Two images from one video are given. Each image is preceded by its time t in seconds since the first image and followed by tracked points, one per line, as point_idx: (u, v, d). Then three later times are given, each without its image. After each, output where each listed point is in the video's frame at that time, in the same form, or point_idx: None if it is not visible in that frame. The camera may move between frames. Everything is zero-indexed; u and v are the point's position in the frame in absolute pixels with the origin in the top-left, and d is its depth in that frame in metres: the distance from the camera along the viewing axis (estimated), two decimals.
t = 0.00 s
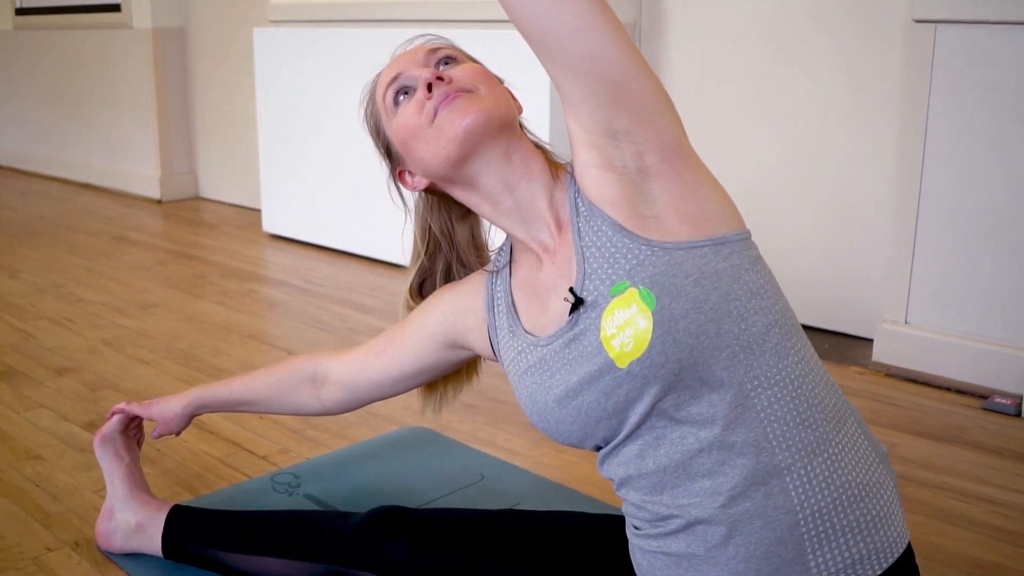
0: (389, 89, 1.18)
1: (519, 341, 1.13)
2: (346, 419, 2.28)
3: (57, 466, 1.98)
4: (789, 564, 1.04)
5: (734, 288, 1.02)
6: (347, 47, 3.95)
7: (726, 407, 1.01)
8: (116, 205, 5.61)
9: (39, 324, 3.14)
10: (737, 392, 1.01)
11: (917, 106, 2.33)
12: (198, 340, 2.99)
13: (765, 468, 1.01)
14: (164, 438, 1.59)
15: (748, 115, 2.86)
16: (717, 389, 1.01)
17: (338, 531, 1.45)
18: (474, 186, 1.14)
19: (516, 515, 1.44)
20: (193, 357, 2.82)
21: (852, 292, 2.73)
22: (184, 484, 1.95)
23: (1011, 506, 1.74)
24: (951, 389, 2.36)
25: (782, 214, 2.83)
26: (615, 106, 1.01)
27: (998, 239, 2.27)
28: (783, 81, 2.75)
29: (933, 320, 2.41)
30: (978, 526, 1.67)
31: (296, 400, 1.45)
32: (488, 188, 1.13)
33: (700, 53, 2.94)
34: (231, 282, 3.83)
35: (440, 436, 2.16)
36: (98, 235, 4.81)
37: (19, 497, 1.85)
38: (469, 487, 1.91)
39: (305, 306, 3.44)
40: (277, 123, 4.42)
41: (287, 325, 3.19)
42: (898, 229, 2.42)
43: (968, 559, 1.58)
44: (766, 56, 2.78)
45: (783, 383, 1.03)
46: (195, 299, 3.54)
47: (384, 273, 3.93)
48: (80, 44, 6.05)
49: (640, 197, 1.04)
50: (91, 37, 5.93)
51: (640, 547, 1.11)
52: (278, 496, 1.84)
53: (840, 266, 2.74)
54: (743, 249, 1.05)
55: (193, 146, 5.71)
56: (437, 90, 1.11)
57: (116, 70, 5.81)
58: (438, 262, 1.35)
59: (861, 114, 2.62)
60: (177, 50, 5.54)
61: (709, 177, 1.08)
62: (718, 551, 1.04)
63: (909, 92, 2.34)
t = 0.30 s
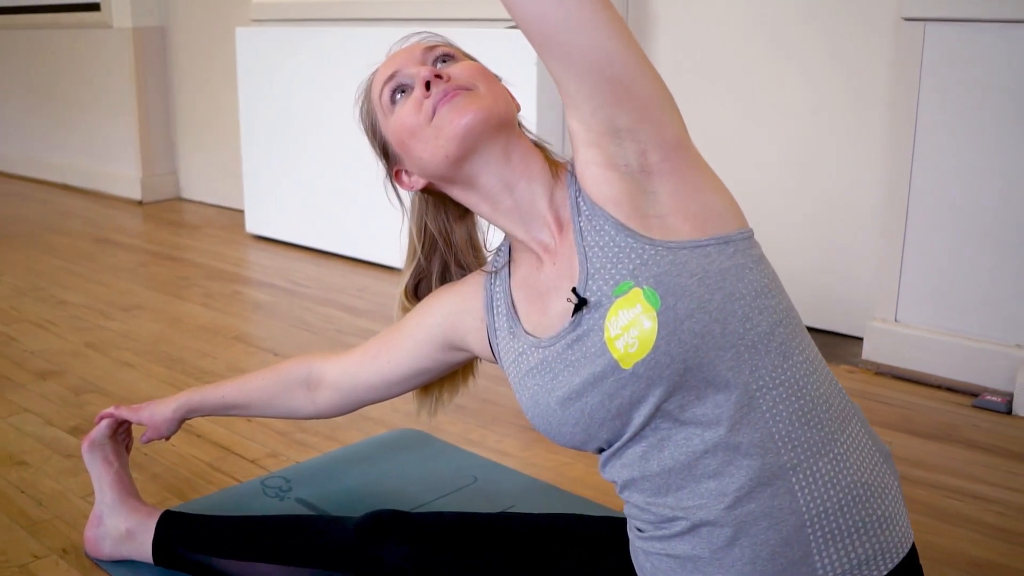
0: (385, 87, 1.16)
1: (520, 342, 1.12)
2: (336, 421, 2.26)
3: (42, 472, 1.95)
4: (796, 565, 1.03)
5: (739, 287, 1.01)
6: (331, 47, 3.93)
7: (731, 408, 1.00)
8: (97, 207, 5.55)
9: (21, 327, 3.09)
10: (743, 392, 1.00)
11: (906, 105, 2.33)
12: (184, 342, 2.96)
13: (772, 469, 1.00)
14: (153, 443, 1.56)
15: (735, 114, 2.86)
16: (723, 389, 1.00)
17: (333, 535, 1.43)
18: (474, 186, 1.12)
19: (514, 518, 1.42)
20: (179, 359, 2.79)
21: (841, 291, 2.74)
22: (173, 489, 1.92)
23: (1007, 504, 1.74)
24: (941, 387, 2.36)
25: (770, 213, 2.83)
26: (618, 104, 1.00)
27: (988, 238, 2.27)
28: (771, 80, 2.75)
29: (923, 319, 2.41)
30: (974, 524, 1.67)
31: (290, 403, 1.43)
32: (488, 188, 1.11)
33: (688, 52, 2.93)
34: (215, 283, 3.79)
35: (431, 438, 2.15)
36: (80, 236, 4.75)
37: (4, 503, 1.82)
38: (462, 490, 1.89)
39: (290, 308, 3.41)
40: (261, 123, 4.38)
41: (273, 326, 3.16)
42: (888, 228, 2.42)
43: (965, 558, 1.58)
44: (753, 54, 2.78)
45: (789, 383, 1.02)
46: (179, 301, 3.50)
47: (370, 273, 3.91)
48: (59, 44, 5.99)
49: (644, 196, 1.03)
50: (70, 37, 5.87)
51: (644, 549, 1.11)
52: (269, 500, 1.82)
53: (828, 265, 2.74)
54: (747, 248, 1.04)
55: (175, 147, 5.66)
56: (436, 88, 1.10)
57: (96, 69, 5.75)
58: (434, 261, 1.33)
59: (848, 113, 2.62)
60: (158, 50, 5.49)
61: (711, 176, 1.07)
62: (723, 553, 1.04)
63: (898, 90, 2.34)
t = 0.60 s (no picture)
0: (378, 84, 1.14)
1: (517, 343, 1.10)
2: (322, 424, 2.23)
3: (23, 479, 1.91)
4: (800, 567, 1.02)
5: (740, 286, 0.99)
6: (312, 46, 3.90)
7: (734, 409, 0.98)
8: (73, 208, 5.47)
9: None
10: (745, 392, 0.99)
11: (894, 103, 2.33)
12: (165, 345, 2.92)
13: (775, 470, 0.99)
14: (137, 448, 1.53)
15: (721, 112, 2.85)
16: (725, 389, 0.98)
17: (323, 541, 1.40)
18: (469, 185, 1.10)
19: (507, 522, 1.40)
20: (160, 362, 2.75)
21: (827, 289, 2.74)
22: (158, 495, 1.89)
23: (999, 502, 1.75)
24: (929, 384, 2.37)
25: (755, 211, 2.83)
26: (617, 100, 0.98)
27: (975, 235, 2.28)
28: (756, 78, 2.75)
29: (910, 316, 2.42)
30: (968, 522, 1.67)
31: (280, 407, 1.40)
32: (483, 186, 1.09)
33: (673, 50, 2.93)
34: (195, 285, 3.75)
35: (419, 441, 2.12)
36: (56, 238, 4.68)
37: None
38: (452, 493, 1.87)
39: (273, 309, 3.37)
40: (241, 123, 4.35)
41: (256, 328, 3.12)
42: (875, 225, 2.42)
43: (960, 556, 1.57)
44: (738, 52, 2.77)
45: (791, 383, 1.01)
46: (159, 303, 3.45)
47: (352, 274, 3.88)
48: (32, 43, 5.91)
49: (643, 194, 1.02)
50: (45, 36, 5.79)
51: (645, 551, 1.09)
52: (256, 506, 1.79)
53: (814, 263, 2.74)
54: (748, 246, 1.03)
55: (152, 147, 5.60)
56: (430, 85, 1.08)
57: (71, 69, 5.67)
58: (426, 262, 1.31)
59: (834, 111, 2.62)
60: (135, 50, 5.43)
61: (711, 173, 1.05)
62: (726, 556, 1.02)
63: (885, 88, 2.34)
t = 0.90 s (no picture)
0: (370, 79, 1.11)
1: (514, 343, 1.08)
2: (307, 426, 2.20)
3: (3, 485, 1.87)
4: (802, 568, 1.00)
5: (741, 283, 0.98)
6: (292, 44, 3.86)
7: (735, 408, 0.97)
8: (49, 209, 5.40)
9: None
10: (746, 391, 0.97)
11: (880, 99, 2.34)
12: (146, 347, 2.88)
13: (777, 471, 0.98)
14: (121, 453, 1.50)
15: (706, 110, 2.84)
16: (726, 389, 0.97)
17: (312, 544, 1.38)
18: (463, 182, 1.08)
19: (499, 525, 1.39)
20: (142, 364, 2.71)
21: (813, 287, 2.74)
22: (142, 500, 1.85)
23: (992, 499, 1.74)
24: (916, 381, 2.37)
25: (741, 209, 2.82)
26: (615, 95, 0.96)
27: (962, 232, 2.28)
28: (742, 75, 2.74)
29: (897, 314, 2.42)
30: (961, 520, 1.67)
31: (269, 410, 1.38)
32: (478, 184, 1.07)
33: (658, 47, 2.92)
34: (176, 286, 3.70)
35: (408, 443, 2.10)
36: (33, 239, 4.62)
37: None
38: (442, 496, 1.84)
39: (256, 311, 3.33)
40: (221, 123, 4.30)
41: (238, 330, 3.08)
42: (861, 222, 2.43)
43: (954, 555, 1.57)
44: (724, 50, 2.76)
45: (792, 382, 0.99)
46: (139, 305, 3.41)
47: (335, 274, 3.84)
48: (7, 41, 5.82)
49: (642, 190, 1.00)
50: (19, 34, 5.71)
51: (645, 554, 1.08)
52: (242, 510, 1.76)
53: (800, 261, 2.74)
54: (748, 243, 1.02)
55: (130, 147, 5.54)
56: (424, 80, 1.06)
57: (47, 68, 5.60)
58: (418, 261, 1.29)
59: (819, 108, 2.62)
60: (112, 48, 5.36)
61: (709, 170, 1.04)
62: (727, 558, 1.01)
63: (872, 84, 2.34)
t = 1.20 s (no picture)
0: (359, 76, 1.09)
1: (507, 345, 1.06)
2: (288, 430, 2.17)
3: None
4: (803, 571, 0.99)
5: (741, 283, 0.96)
6: (266, 43, 3.81)
7: (736, 409, 0.95)
8: (17, 210, 5.30)
9: None
10: (747, 392, 0.95)
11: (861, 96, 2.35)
12: (120, 350, 2.82)
13: (778, 472, 0.96)
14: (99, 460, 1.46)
15: (685, 108, 2.82)
16: (727, 390, 0.95)
17: (296, 552, 1.35)
18: (455, 181, 1.05)
19: (481, 531, 1.39)
20: (116, 368, 2.65)
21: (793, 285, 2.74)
22: (120, 507, 1.81)
23: (977, 496, 1.75)
24: (897, 378, 2.38)
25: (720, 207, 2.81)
26: (610, 90, 0.94)
27: (945, 230, 2.29)
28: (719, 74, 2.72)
29: (877, 311, 2.44)
30: (950, 519, 1.67)
31: (253, 414, 1.35)
32: (470, 183, 1.04)
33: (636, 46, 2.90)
34: (149, 288, 3.64)
35: (390, 446, 2.07)
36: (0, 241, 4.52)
37: None
38: (427, 499, 1.82)
39: (231, 312, 3.28)
40: (194, 122, 4.24)
41: (214, 332, 3.04)
42: (844, 220, 2.44)
43: (944, 554, 1.56)
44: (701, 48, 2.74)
45: (792, 382, 0.98)
46: (112, 307, 3.35)
47: (311, 275, 3.80)
48: None
49: (639, 188, 0.98)
50: None
51: (642, 558, 1.06)
52: (223, 517, 1.72)
53: (781, 259, 2.74)
54: (746, 242, 1.00)
55: (100, 147, 5.45)
56: (414, 76, 1.03)
57: (13, 67, 5.50)
58: (406, 262, 1.26)
59: (797, 107, 2.60)
60: (81, 47, 5.27)
61: (705, 167, 1.02)
62: (727, 562, 0.99)
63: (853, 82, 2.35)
